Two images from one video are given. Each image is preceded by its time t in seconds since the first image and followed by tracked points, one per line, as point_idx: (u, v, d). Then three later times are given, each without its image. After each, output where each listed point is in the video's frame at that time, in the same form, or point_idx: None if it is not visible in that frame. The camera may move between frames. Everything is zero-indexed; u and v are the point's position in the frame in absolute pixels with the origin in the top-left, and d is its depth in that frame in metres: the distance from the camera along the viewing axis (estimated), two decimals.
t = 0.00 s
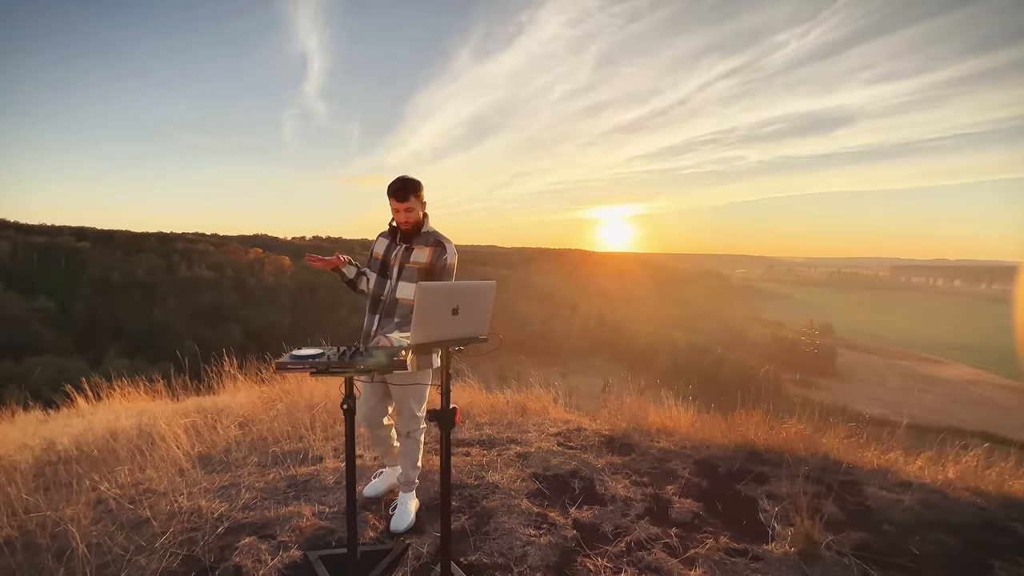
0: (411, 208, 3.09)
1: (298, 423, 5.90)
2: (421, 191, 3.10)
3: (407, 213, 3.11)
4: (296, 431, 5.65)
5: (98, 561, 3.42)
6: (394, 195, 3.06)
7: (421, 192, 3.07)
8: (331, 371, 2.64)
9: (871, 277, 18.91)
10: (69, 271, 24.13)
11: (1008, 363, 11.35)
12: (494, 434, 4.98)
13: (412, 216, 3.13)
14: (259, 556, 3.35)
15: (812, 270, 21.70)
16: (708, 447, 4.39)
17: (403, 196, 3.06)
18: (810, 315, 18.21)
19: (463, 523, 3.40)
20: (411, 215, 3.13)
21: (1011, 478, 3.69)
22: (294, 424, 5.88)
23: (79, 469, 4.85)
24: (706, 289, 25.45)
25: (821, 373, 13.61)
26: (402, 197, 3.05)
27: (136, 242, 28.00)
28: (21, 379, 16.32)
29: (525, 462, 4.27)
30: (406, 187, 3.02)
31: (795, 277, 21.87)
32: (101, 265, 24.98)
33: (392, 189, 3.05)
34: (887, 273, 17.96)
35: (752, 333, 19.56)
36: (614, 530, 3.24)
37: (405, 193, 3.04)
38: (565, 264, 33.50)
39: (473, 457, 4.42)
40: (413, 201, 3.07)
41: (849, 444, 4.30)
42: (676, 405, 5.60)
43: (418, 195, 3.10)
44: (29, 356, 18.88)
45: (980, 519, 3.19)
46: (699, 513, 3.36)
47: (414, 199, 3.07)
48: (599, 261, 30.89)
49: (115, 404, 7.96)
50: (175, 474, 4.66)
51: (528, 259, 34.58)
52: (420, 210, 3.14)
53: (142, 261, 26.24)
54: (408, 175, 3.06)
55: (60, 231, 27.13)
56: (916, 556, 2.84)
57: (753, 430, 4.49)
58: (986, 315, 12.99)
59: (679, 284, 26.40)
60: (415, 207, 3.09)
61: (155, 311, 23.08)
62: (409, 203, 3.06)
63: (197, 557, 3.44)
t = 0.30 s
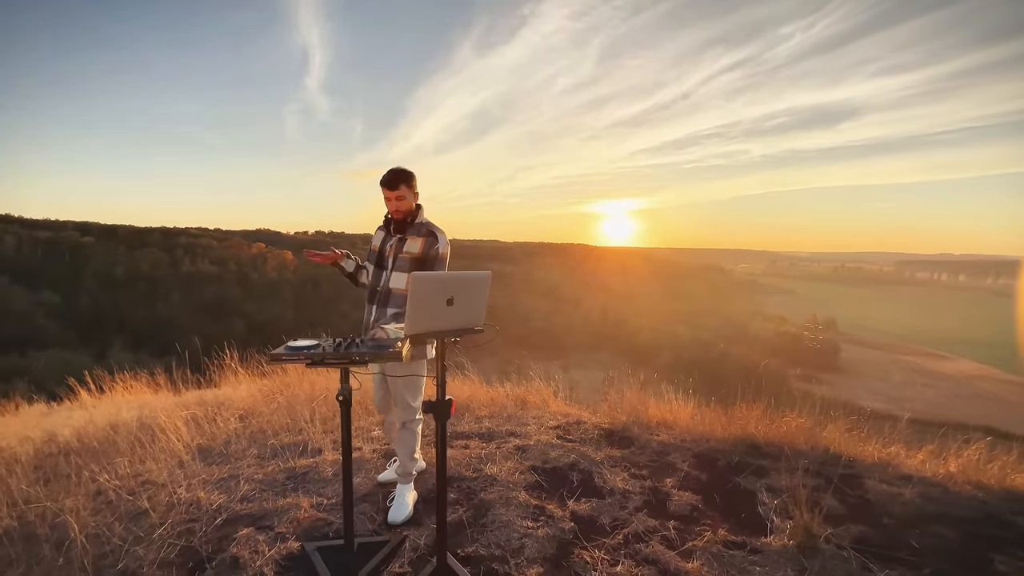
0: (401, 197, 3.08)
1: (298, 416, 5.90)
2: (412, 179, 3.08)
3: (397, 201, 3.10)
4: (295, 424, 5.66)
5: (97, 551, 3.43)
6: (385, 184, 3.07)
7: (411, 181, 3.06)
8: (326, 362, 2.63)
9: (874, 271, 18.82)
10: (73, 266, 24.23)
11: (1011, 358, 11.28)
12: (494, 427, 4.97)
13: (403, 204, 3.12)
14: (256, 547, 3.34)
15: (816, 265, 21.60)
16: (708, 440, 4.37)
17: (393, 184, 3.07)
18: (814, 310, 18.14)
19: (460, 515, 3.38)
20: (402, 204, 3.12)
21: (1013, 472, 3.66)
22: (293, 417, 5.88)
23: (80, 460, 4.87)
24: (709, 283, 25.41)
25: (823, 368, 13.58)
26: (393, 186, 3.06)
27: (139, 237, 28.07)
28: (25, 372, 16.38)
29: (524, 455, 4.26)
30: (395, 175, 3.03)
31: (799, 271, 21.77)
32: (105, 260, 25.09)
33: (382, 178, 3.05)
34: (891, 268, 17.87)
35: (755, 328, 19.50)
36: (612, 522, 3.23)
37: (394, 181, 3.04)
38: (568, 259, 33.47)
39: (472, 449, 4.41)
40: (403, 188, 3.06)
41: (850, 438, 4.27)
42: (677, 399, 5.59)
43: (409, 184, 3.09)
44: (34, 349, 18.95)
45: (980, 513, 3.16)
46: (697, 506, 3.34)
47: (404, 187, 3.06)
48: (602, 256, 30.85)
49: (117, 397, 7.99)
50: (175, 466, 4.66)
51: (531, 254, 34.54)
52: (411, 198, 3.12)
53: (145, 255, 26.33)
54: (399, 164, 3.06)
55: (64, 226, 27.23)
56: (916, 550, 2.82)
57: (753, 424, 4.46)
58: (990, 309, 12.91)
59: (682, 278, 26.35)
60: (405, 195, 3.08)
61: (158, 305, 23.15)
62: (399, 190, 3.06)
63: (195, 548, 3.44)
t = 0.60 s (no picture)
0: (391, 191, 3.07)
1: (303, 410, 5.92)
2: (404, 173, 3.07)
3: (389, 195, 3.10)
4: (300, 418, 5.68)
5: (103, 543, 3.46)
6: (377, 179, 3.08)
7: (402, 175, 3.05)
8: (328, 356, 2.61)
9: (884, 267, 18.64)
10: (82, 261, 24.42)
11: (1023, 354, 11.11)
12: (497, 421, 4.97)
13: (393, 199, 3.11)
14: (259, 539, 3.36)
15: (824, 261, 21.43)
16: (711, 436, 4.34)
17: (384, 179, 3.07)
18: (821, 306, 18.00)
19: (462, 510, 3.39)
20: (393, 198, 3.11)
21: (1022, 470, 3.62)
22: (298, 412, 5.90)
23: (88, 453, 4.91)
24: (715, 279, 25.30)
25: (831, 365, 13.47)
26: (383, 181, 3.06)
27: (147, 233, 28.28)
28: (35, 366, 16.52)
29: (527, 450, 4.25)
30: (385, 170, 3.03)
31: (807, 267, 21.59)
32: (113, 255, 25.28)
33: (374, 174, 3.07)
34: (900, 264, 17.69)
35: (761, 324, 19.39)
36: (614, 517, 3.22)
37: (384, 176, 3.04)
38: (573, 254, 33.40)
39: (474, 444, 4.41)
40: (393, 183, 3.05)
41: (856, 434, 4.24)
42: (681, 395, 5.56)
43: (400, 178, 3.08)
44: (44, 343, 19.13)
45: (988, 511, 3.12)
46: (700, 502, 3.32)
47: (394, 181, 3.05)
48: (608, 251, 30.76)
49: (126, 391, 8.07)
50: (181, 459, 4.70)
51: (537, 250, 34.52)
52: (403, 193, 3.11)
53: (153, 251, 26.51)
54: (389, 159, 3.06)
55: (74, 222, 27.48)
56: (921, 547, 2.79)
57: (758, 420, 4.43)
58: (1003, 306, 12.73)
59: (688, 274, 26.23)
60: (396, 190, 3.07)
61: (166, 300, 23.30)
62: (390, 185, 3.06)
63: (199, 540, 3.46)
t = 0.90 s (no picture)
0: (390, 199, 3.06)
1: (309, 409, 5.94)
2: (402, 178, 3.04)
3: (387, 202, 3.08)
4: (307, 417, 5.70)
5: (111, 539, 3.48)
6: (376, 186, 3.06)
7: (400, 180, 3.02)
8: (332, 356, 2.61)
9: (896, 267, 18.41)
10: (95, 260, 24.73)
11: None
12: (502, 421, 4.95)
13: (393, 205, 3.09)
14: (264, 538, 3.37)
15: (834, 260, 21.22)
16: (718, 438, 4.29)
17: (383, 185, 3.04)
18: (832, 306, 17.82)
19: (466, 510, 3.38)
20: (393, 205, 3.09)
21: None
22: (304, 410, 5.93)
23: (98, 450, 4.96)
24: (724, 278, 25.14)
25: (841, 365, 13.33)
26: (382, 188, 3.04)
27: (159, 232, 28.57)
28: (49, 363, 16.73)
29: (532, 450, 4.23)
30: (384, 178, 3.00)
31: (818, 266, 21.33)
32: (125, 255, 25.55)
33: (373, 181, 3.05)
34: (913, 263, 17.45)
35: (771, 324, 19.23)
36: (619, 519, 3.19)
37: (383, 183, 3.01)
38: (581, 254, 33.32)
39: (479, 444, 4.40)
40: (392, 191, 3.03)
41: (866, 437, 4.18)
42: (687, 395, 5.52)
43: (399, 184, 3.06)
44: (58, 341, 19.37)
45: (1001, 516, 3.05)
46: (706, 505, 3.28)
47: (393, 187, 3.03)
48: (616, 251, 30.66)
49: (137, 388, 8.16)
50: (189, 456, 4.73)
51: (544, 249, 34.49)
52: (402, 198, 3.09)
53: (164, 250, 26.78)
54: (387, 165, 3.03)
55: (87, 221, 27.83)
56: (933, 553, 2.74)
57: (766, 421, 4.38)
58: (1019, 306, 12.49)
59: (697, 274, 26.09)
60: (395, 197, 3.05)
61: (177, 299, 23.51)
62: (389, 193, 3.03)
63: (205, 538, 3.47)
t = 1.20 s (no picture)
0: (396, 197, 3.06)
1: (312, 409, 5.94)
2: (405, 176, 3.04)
3: (394, 201, 3.08)
4: (310, 417, 5.71)
5: (114, 537, 3.49)
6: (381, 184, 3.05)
7: (404, 179, 3.03)
8: (331, 356, 2.59)
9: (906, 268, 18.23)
10: (105, 260, 24.96)
11: None
12: (505, 422, 4.92)
13: (398, 204, 3.09)
14: (265, 537, 3.36)
15: (843, 261, 21.04)
16: (722, 439, 4.25)
17: (389, 184, 3.04)
18: (840, 307, 17.67)
19: (466, 511, 3.35)
20: (397, 204, 3.09)
21: None
22: (308, 410, 5.93)
23: (103, 448, 4.98)
24: (731, 278, 24.99)
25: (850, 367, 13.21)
26: (389, 187, 3.03)
27: (168, 232, 28.79)
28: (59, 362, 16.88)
29: (534, 451, 4.20)
30: (390, 176, 3.00)
31: (827, 267, 21.13)
32: (135, 255, 25.78)
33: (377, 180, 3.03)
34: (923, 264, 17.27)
35: (779, 325, 19.09)
36: (620, 521, 3.16)
37: (389, 181, 3.01)
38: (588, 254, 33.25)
39: (481, 445, 4.38)
40: (397, 190, 3.04)
41: (873, 439, 4.12)
42: (692, 396, 5.48)
43: (405, 183, 3.06)
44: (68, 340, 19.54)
45: (1011, 522, 2.99)
46: (709, 507, 3.25)
47: (401, 186, 3.04)
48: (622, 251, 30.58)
49: (144, 387, 8.19)
50: (193, 455, 4.74)
51: (551, 250, 34.49)
52: (407, 198, 3.10)
53: (173, 250, 26.99)
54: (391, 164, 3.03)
55: (98, 222, 28.13)
56: (939, 558, 2.69)
57: (771, 423, 4.33)
58: None
59: (704, 274, 25.97)
60: (401, 196, 3.05)
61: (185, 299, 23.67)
62: (395, 191, 3.04)
63: (206, 536, 3.48)
